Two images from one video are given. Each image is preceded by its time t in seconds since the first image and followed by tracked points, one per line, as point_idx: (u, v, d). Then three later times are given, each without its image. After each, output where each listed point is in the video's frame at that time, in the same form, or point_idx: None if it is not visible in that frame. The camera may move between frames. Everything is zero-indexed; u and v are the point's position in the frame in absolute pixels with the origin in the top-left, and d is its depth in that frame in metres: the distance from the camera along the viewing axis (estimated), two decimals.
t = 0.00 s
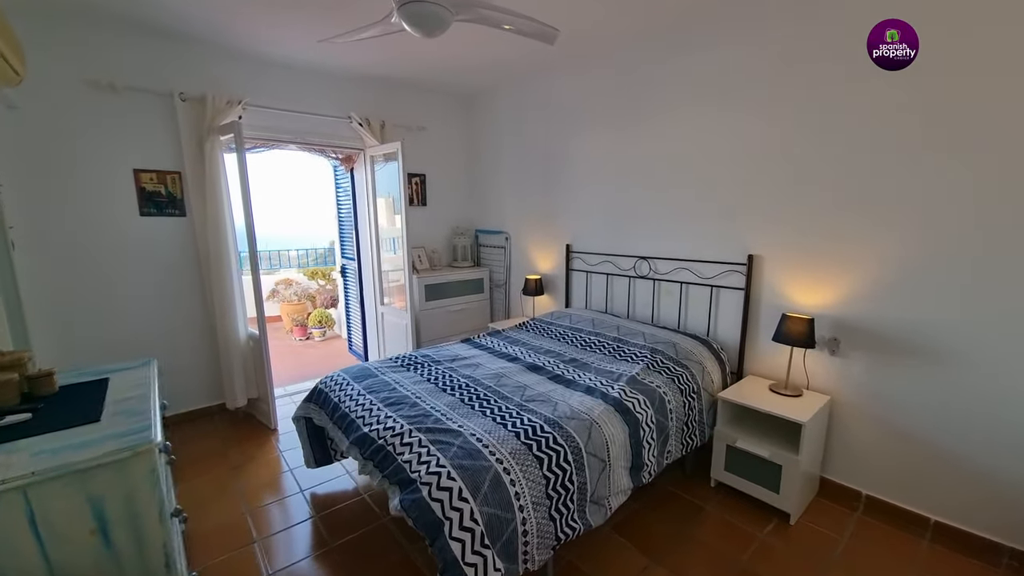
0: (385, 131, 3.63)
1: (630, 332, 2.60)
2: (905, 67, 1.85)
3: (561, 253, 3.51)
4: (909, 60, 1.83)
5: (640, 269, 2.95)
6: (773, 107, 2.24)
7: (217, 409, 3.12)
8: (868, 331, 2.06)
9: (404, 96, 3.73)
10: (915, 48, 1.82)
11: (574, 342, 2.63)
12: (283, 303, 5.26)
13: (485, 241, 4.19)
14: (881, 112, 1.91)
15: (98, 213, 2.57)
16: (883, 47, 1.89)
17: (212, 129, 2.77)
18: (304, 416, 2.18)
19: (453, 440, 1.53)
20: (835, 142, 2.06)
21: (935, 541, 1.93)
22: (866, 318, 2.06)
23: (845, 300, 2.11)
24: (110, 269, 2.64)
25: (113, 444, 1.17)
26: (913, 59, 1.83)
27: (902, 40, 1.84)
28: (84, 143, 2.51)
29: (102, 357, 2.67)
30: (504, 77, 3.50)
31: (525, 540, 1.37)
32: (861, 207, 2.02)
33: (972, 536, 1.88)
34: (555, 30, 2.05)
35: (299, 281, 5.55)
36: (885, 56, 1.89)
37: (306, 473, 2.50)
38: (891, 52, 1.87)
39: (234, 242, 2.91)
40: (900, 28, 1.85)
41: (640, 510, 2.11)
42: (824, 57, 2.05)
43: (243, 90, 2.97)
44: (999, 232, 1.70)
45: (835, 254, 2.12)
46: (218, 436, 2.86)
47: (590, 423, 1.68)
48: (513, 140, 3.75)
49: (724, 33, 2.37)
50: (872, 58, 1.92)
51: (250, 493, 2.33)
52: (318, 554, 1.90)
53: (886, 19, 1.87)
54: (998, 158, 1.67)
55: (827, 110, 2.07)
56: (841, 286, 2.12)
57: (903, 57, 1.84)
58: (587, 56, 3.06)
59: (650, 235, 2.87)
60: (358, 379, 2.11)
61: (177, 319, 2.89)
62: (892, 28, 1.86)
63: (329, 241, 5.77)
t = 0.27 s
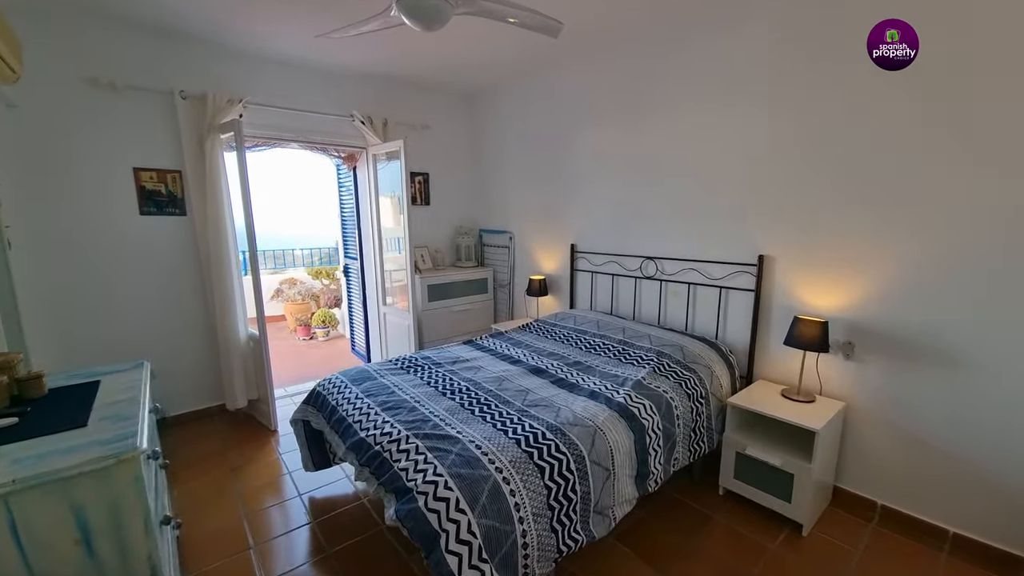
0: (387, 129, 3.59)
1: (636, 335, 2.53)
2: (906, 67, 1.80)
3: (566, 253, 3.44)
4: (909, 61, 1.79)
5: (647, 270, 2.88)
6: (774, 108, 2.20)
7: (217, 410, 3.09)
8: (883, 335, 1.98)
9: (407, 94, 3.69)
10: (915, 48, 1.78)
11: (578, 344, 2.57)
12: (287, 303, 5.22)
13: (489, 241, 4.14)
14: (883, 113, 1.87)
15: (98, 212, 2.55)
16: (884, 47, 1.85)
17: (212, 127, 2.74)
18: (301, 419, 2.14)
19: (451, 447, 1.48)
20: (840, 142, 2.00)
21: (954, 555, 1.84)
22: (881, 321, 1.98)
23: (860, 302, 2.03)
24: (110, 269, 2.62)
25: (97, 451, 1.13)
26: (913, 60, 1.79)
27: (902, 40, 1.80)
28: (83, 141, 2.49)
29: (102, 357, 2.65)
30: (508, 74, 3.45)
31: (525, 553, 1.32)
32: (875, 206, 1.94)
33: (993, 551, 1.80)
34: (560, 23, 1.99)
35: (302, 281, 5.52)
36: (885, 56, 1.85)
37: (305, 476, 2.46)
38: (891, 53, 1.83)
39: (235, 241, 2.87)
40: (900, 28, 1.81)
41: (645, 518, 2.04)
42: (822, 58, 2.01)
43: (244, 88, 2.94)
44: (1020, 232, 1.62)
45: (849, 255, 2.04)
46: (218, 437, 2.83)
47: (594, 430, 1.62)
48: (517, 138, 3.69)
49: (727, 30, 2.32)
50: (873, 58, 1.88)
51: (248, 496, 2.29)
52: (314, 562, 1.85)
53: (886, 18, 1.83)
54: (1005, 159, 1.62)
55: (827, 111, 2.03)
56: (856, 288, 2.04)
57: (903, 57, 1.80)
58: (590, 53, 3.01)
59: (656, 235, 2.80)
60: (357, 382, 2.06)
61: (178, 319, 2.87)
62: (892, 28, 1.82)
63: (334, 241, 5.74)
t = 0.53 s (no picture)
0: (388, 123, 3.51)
1: (643, 334, 2.46)
2: (906, 68, 1.77)
3: (571, 249, 3.36)
4: (909, 61, 1.75)
5: (655, 267, 2.80)
6: (783, 102, 2.13)
7: (217, 408, 3.05)
8: (902, 335, 1.90)
9: (408, 86, 3.61)
10: (915, 48, 1.74)
11: (584, 343, 2.50)
12: (289, 300, 5.18)
13: (493, 237, 4.07)
14: (895, 107, 1.80)
15: (93, 207, 2.50)
16: (884, 48, 1.81)
17: (209, 121, 2.67)
18: (300, 420, 2.08)
19: (453, 452, 1.41)
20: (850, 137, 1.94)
21: (975, 564, 1.77)
22: (899, 321, 1.90)
23: (878, 301, 1.94)
24: (106, 265, 2.57)
25: (80, 459, 1.08)
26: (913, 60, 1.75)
27: (902, 40, 1.77)
28: (78, 135, 2.43)
29: (98, 355, 2.61)
30: (511, 65, 3.36)
31: (529, 564, 1.26)
32: (895, 201, 1.86)
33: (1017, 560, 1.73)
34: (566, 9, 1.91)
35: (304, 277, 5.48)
36: (885, 56, 1.81)
37: (304, 477, 2.41)
38: (892, 53, 1.79)
39: (233, 237, 2.82)
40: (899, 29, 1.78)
41: (653, 524, 1.98)
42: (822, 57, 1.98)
43: (241, 80, 2.87)
44: None
45: (867, 252, 1.95)
46: (218, 436, 2.79)
47: (601, 434, 1.56)
48: (521, 131, 3.61)
49: (729, 23, 2.27)
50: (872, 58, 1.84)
51: (246, 498, 2.25)
52: (313, 567, 1.80)
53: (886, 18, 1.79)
54: (1013, 159, 1.58)
55: (837, 105, 1.96)
56: (874, 286, 1.95)
57: (903, 58, 1.77)
58: (594, 45, 2.93)
59: (664, 231, 2.72)
60: (356, 382, 2.01)
61: (175, 317, 2.82)
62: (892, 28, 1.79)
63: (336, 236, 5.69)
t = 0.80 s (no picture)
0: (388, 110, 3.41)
1: (653, 328, 2.37)
2: (907, 68, 1.76)
3: (576, 241, 3.27)
4: (909, 61, 1.74)
5: (664, 259, 2.72)
6: (803, 87, 2.03)
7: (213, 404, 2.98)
8: (926, 331, 1.82)
9: (408, 72, 3.50)
10: (915, 48, 1.73)
11: (591, 338, 2.42)
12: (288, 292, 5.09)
13: (495, 228, 3.97)
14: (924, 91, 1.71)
15: (81, 197, 2.40)
16: (884, 48, 1.80)
17: (201, 106, 2.56)
18: (298, 418, 2.01)
19: (459, 456, 1.33)
20: (869, 125, 1.87)
21: (998, 567, 1.71)
22: (923, 316, 1.82)
23: (901, 296, 1.86)
24: (96, 257, 2.48)
25: (56, 467, 0.99)
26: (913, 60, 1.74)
27: (902, 40, 1.75)
28: (64, 121, 2.32)
29: (90, 350, 2.53)
30: (515, 51, 3.25)
31: None
32: (921, 190, 1.77)
33: None
34: None
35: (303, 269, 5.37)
36: (885, 56, 1.80)
37: (303, 476, 2.34)
38: (892, 53, 1.78)
39: (228, 229, 2.72)
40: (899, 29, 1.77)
41: (665, 525, 1.91)
42: (834, 47, 1.92)
43: (235, 65, 2.76)
44: None
45: (890, 244, 1.87)
46: (214, 433, 2.72)
47: (615, 436, 1.48)
48: (525, 120, 3.51)
49: (735, 13, 2.21)
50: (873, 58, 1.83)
51: (243, 497, 2.17)
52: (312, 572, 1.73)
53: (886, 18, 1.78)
54: (1017, 157, 1.56)
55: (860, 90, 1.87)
56: (897, 280, 1.87)
57: (904, 57, 1.76)
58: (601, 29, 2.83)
59: (674, 223, 2.63)
60: (356, 380, 1.92)
61: (169, 310, 2.73)
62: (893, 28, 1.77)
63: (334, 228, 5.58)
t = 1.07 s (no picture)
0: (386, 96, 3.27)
1: (664, 323, 2.28)
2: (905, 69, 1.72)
3: (582, 232, 3.16)
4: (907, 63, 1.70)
5: (675, 251, 2.61)
6: (825, 68, 1.91)
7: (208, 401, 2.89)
8: (955, 327, 1.72)
9: (407, 56, 3.36)
10: (915, 49, 1.69)
11: (599, 333, 2.32)
12: (285, 285, 5.00)
13: (497, 219, 3.86)
14: (959, 71, 1.60)
15: (64, 186, 2.28)
16: (883, 48, 1.76)
17: (189, 90, 2.44)
18: (294, 418, 1.92)
19: (466, 463, 1.24)
20: (898, 108, 1.75)
21: None
22: (952, 311, 1.73)
23: (931, 290, 1.76)
24: (81, 249, 2.37)
25: (24, 481, 0.90)
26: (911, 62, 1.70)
27: (901, 41, 1.71)
28: (43, 105, 2.20)
29: (77, 346, 2.43)
30: (518, 33, 3.11)
31: None
32: (953, 178, 1.66)
33: None
34: None
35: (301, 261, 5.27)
36: (884, 57, 1.76)
37: (301, 477, 2.26)
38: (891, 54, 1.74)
39: (220, 219, 2.61)
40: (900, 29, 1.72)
41: (677, 528, 1.83)
42: (861, 23, 1.80)
43: (225, 47, 2.63)
44: None
45: (919, 234, 1.76)
46: (208, 431, 2.63)
47: (631, 440, 1.39)
48: (528, 106, 3.38)
49: None
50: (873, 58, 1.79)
51: (239, 499, 2.09)
52: None
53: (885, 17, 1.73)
54: None
55: (889, 70, 1.75)
56: (926, 273, 1.77)
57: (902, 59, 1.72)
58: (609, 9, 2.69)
59: (686, 213, 2.52)
60: (355, 378, 1.83)
61: (160, 305, 2.63)
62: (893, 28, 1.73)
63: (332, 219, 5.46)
